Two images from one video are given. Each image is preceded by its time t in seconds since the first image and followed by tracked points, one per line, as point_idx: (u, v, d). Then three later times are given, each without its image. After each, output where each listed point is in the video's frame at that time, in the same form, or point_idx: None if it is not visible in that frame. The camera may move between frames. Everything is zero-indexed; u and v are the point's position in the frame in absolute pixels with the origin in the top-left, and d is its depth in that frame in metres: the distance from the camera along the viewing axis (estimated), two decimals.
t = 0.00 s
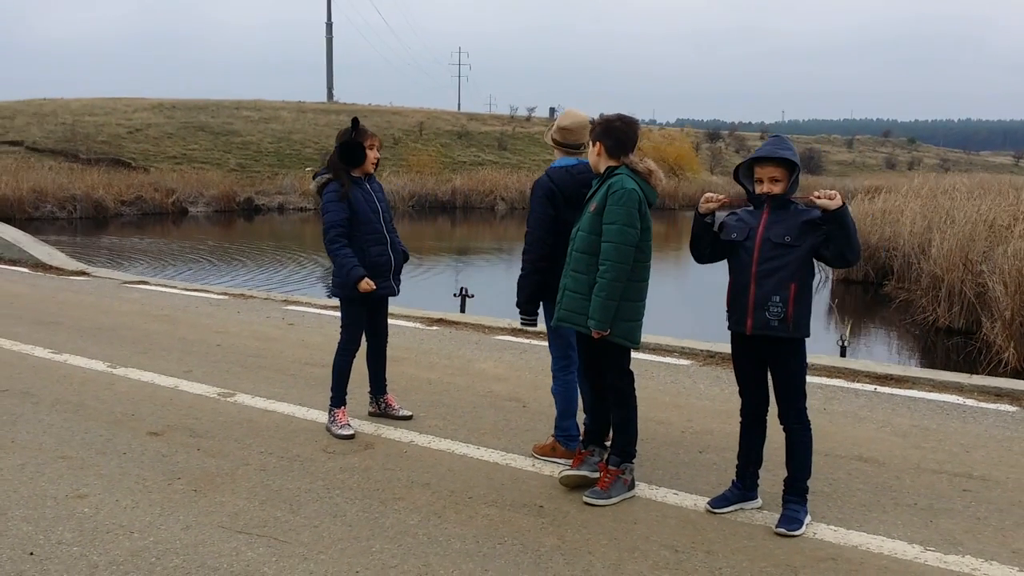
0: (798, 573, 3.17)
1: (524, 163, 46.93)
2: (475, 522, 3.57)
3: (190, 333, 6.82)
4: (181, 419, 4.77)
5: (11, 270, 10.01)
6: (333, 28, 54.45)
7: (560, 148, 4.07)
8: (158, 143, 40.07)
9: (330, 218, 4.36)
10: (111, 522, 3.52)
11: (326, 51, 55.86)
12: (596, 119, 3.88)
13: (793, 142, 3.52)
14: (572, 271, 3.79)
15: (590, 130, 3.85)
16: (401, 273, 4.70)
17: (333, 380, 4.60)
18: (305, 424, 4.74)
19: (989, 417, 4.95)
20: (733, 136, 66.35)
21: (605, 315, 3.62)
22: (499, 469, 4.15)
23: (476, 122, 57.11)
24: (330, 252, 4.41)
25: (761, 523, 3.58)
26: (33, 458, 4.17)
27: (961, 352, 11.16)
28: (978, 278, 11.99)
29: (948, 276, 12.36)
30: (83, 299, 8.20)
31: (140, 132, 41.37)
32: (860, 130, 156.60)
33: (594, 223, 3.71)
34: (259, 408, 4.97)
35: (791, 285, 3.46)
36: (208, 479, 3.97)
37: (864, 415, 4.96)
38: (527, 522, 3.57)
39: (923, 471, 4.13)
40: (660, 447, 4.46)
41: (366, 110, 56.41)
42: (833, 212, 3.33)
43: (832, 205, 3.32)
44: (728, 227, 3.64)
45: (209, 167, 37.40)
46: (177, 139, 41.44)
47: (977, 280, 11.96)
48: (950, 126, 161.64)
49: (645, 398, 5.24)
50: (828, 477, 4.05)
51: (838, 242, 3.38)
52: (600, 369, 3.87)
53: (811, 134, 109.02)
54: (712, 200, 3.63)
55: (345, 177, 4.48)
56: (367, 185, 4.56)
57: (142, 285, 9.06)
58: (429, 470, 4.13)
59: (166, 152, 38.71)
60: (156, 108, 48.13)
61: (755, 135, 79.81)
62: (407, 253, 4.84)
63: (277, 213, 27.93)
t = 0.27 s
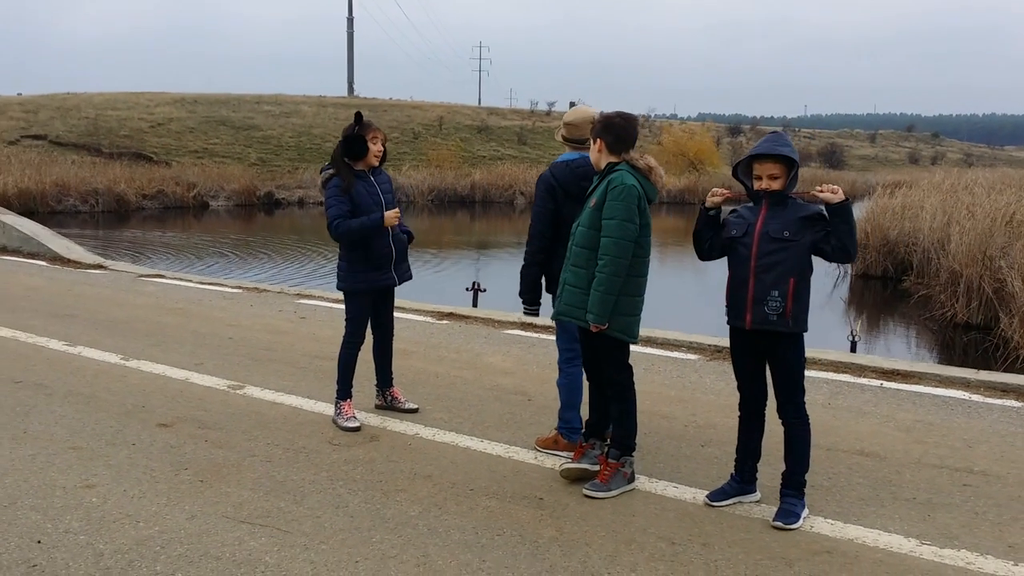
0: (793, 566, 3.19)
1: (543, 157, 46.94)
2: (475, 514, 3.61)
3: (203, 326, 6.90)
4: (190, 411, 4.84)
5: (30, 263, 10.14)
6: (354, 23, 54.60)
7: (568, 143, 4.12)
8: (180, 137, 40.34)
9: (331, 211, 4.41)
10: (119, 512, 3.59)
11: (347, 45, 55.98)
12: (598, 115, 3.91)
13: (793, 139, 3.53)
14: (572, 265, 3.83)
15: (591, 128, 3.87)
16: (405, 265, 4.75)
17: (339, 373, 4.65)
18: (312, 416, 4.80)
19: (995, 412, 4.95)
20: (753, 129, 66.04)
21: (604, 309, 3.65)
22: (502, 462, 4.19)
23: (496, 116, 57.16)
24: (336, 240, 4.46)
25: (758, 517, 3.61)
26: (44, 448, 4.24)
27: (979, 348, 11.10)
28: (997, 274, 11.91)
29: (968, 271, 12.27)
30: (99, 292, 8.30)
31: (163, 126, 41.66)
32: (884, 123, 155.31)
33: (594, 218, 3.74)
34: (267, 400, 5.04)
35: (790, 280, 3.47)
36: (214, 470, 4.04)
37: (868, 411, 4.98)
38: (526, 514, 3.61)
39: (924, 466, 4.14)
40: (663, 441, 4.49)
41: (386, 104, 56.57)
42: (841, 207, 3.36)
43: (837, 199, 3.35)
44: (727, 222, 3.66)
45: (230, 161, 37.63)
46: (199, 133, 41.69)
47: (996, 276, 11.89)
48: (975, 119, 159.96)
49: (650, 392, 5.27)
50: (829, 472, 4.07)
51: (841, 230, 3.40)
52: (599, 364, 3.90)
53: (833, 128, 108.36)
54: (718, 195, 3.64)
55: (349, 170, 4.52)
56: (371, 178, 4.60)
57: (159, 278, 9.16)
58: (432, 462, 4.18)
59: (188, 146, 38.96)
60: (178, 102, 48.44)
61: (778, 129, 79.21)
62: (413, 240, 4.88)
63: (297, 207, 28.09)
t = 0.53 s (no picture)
0: (781, 563, 3.21)
1: (550, 155, 46.89)
2: (467, 512, 3.63)
3: (204, 325, 6.93)
4: (189, 409, 4.88)
5: (35, 262, 10.19)
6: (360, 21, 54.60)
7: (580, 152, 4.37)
8: (188, 136, 40.42)
9: (323, 213, 4.45)
10: (115, 509, 3.62)
11: (353, 42, 55.96)
12: (594, 114, 3.92)
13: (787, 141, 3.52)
14: (564, 264, 3.85)
15: (584, 128, 3.89)
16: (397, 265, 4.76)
17: (335, 371, 4.67)
18: (309, 415, 4.83)
19: (991, 410, 4.96)
20: (761, 126, 65.82)
21: (594, 307, 3.68)
22: (496, 460, 4.21)
23: (502, 114, 57.13)
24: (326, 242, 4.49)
25: (749, 514, 3.63)
26: (44, 446, 4.28)
27: (985, 345, 11.06)
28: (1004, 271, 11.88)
29: (974, 269, 12.23)
30: (103, 291, 8.34)
31: (169, 126, 41.74)
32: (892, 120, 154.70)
33: (585, 216, 3.76)
34: (265, 399, 5.07)
35: (780, 281, 3.48)
36: (210, 468, 4.06)
37: (863, 409, 4.98)
38: (518, 512, 3.64)
39: (917, 464, 4.15)
40: (658, 440, 4.50)
41: (393, 102, 56.53)
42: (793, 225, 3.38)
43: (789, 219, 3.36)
44: (721, 222, 3.67)
45: (236, 160, 37.69)
46: (206, 132, 41.75)
47: (1003, 274, 11.85)
48: (986, 115, 159.11)
49: (647, 390, 5.28)
50: (822, 470, 4.09)
51: (804, 251, 3.42)
52: (591, 362, 3.91)
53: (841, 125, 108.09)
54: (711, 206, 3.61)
55: (345, 171, 4.53)
56: (366, 179, 4.62)
57: (162, 278, 9.19)
58: (427, 460, 4.21)
59: (195, 146, 39.03)
60: (185, 101, 48.51)
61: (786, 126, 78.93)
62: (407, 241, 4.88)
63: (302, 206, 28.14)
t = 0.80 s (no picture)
0: (760, 562, 3.22)
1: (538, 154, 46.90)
2: (449, 513, 3.63)
3: (188, 326, 6.91)
4: (171, 410, 4.86)
5: (19, 264, 10.14)
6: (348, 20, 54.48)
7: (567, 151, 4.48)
8: (175, 136, 40.26)
9: (301, 212, 4.44)
10: (95, 511, 3.61)
11: (341, 41, 55.84)
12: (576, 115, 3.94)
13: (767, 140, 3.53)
14: (545, 263, 3.86)
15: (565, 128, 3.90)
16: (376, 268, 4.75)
17: (317, 373, 4.67)
18: (292, 416, 4.82)
19: (972, 408, 4.99)
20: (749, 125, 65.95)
21: (575, 307, 3.68)
22: (479, 460, 4.22)
23: (490, 113, 57.09)
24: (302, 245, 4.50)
25: (729, 513, 3.64)
26: (24, 449, 4.26)
27: (970, 342, 11.12)
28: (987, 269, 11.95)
29: (959, 266, 12.29)
30: (86, 293, 8.30)
31: (156, 125, 41.55)
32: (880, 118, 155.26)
33: (566, 216, 3.77)
34: (248, 400, 5.05)
35: (759, 279, 3.49)
36: (191, 470, 4.05)
37: (845, 408, 5.00)
38: (499, 512, 3.64)
39: (898, 463, 4.17)
40: (640, 439, 4.51)
41: (381, 101, 56.41)
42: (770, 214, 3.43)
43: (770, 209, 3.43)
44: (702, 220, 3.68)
45: (223, 160, 37.56)
46: (193, 132, 41.59)
47: (987, 272, 11.91)
48: (971, 114, 159.92)
49: (630, 390, 5.30)
50: (802, 469, 4.10)
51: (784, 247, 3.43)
52: (571, 361, 3.92)
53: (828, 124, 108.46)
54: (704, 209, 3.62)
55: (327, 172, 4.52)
56: (348, 180, 4.60)
57: (146, 279, 9.16)
58: (409, 460, 4.21)
59: (182, 145, 38.89)
60: (172, 101, 48.30)
61: (773, 125, 79.11)
62: (391, 250, 4.88)
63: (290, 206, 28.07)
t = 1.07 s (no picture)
0: (740, 561, 3.23)
1: (518, 155, 46.92)
2: (429, 514, 3.62)
3: (166, 328, 6.86)
4: (149, 413, 4.82)
5: None
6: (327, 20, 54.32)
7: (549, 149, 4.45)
8: (153, 137, 40.00)
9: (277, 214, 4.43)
10: (72, 515, 3.58)
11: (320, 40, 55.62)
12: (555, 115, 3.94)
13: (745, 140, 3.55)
14: (524, 264, 3.86)
15: (544, 127, 3.89)
16: (356, 268, 4.72)
17: (295, 374, 4.65)
18: (271, 418, 4.79)
19: (948, 406, 5.03)
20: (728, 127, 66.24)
21: (555, 308, 3.68)
22: (459, 461, 4.21)
23: (470, 113, 57.07)
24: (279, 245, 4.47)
25: (709, 513, 3.65)
26: None
27: (948, 341, 11.19)
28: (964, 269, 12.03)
29: (936, 265, 12.39)
30: (63, 294, 8.23)
31: (134, 126, 41.25)
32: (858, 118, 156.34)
33: (546, 217, 3.77)
34: (226, 402, 5.02)
35: (741, 277, 3.50)
36: (169, 473, 4.02)
37: (823, 407, 5.03)
38: (480, 513, 3.63)
39: (876, 461, 4.20)
40: (620, 439, 4.52)
41: (360, 101, 56.25)
42: (747, 208, 3.46)
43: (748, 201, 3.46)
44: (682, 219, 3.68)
45: (202, 161, 37.34)
46: (171, 132, 41.35)
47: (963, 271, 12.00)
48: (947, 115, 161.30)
49: (611, 390, 5.30)
50: (781, 468, 4.12)
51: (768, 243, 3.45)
52: (550, 362, 3.92)
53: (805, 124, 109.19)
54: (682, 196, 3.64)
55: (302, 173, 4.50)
56: (325, 181, 4.58)
57: (124, 281, 9.09)
58: (389, 462, 4.19)
59: (160, 146, 38.65)
60: (150, 101, 47.98)
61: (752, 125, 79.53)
62: (370, 252, 4.86)
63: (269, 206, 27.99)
